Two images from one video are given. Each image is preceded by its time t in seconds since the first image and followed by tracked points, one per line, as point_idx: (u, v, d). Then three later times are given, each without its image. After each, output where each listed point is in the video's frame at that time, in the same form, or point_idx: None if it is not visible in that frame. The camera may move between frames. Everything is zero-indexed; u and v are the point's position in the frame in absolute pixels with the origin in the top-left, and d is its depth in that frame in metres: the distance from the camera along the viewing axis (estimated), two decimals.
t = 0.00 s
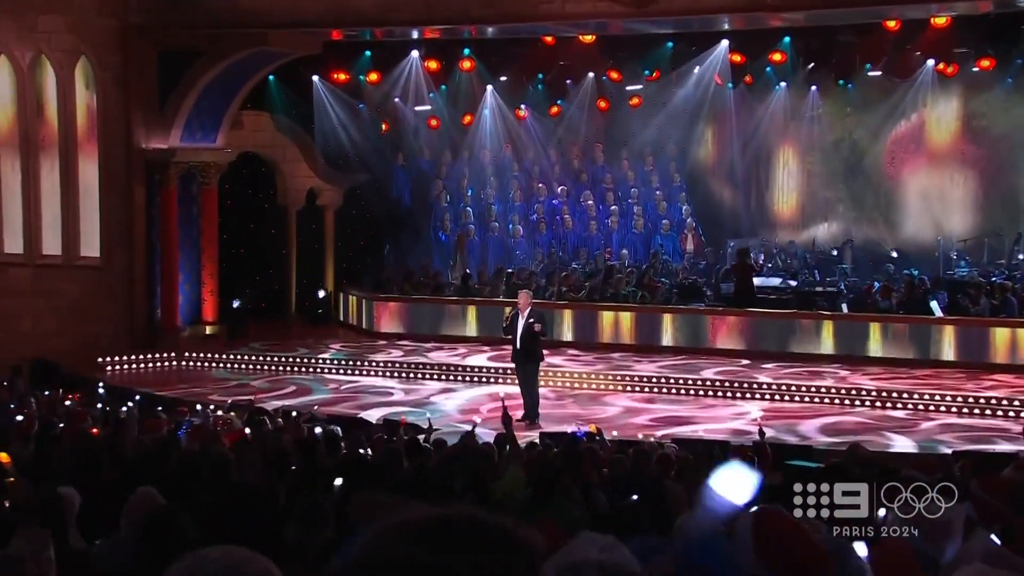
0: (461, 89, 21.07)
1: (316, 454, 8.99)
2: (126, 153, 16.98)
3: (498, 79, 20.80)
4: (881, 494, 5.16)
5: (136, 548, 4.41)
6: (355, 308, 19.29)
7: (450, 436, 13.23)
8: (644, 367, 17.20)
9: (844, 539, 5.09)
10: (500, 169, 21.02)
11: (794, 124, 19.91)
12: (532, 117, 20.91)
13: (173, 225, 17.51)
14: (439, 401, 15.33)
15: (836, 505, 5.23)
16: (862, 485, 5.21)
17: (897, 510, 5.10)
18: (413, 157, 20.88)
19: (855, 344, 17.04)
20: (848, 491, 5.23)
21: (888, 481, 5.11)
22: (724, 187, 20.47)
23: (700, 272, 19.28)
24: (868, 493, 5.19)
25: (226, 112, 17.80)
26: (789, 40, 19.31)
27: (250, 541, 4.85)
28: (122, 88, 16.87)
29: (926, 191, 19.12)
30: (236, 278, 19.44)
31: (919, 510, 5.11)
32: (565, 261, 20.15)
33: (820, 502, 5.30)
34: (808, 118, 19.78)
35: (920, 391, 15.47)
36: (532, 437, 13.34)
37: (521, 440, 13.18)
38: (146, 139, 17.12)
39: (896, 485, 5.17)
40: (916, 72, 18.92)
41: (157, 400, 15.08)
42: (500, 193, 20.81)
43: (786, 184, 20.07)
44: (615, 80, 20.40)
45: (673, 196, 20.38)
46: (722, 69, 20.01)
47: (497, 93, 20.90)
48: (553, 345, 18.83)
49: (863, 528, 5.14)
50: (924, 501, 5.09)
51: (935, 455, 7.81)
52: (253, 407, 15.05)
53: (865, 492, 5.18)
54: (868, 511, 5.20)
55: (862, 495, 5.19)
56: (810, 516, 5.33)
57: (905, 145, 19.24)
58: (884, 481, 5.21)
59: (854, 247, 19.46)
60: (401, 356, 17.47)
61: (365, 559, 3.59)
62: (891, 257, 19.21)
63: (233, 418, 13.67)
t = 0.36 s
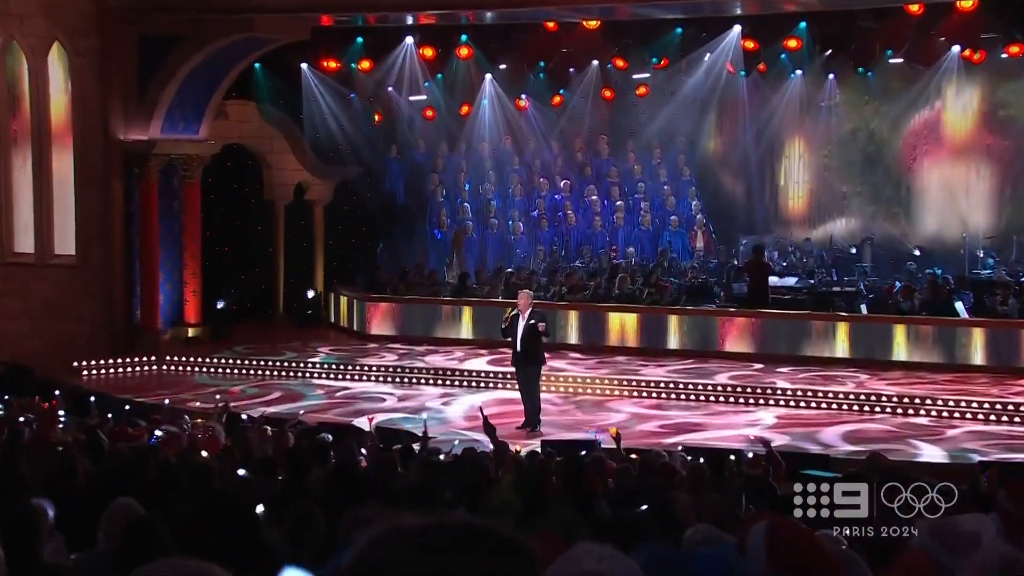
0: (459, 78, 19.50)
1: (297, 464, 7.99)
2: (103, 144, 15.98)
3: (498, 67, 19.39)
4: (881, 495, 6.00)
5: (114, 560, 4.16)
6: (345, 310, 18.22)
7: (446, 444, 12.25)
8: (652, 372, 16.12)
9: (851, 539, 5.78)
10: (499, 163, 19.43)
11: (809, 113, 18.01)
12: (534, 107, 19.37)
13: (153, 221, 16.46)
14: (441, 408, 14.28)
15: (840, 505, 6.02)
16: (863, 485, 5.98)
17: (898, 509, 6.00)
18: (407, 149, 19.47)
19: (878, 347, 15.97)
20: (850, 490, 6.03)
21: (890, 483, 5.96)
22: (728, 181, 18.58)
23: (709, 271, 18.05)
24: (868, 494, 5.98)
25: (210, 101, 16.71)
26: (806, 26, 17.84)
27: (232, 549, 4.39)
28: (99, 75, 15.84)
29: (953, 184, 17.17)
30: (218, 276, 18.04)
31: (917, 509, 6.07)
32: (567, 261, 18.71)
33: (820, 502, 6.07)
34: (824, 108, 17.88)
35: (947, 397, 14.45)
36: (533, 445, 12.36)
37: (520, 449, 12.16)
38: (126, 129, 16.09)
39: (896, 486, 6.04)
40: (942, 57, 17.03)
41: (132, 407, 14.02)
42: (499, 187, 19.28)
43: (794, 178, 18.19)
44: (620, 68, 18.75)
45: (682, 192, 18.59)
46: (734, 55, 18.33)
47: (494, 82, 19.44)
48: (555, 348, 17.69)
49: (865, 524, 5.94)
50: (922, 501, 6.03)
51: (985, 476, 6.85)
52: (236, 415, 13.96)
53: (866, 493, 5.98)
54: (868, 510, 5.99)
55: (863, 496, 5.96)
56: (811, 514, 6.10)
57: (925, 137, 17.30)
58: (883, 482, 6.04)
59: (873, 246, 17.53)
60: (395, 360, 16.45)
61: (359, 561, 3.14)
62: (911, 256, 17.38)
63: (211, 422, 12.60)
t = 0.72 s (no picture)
0: (457, 64, 18.64)
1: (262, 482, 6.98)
2: (78, 133, 14.99)
3: (498, 53, 18.43)
4: (880, 495, 5.92)
5: None
6: (335, 310, 17.24)
7: (442, 453, 11.28)
8: (661, 377, 15.10)
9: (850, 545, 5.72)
10: (500, 155, 18.44)
11: (828, 101, 16.97)
12: (536, 95, 18.43)
13: (132, 216, 15.45)
14: (444, 414, 13.28)
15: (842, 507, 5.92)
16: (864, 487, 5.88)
17: (898, 509, 5.89)
18: (401, 140, 18.51)
19: (904, 350, 14.97)
20: (850, 491, 5.93)
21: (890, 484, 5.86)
22: (740, 174, 17.60)
23: (722, 270, 16.93)
24: (868, 494, 5.91)
25: (192, 90, 15.77)
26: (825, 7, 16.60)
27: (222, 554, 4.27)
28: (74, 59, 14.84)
29: (982, 176, 16.13)
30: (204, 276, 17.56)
31: (917, 509, 5.93)
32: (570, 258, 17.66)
33: (820, 502, 5.95)
34: (844, 95, 16.85)
35: (977, 403, 13.47)
36: (536, 455, 11.35)
37: (521, 460, 11.15)
38: (102, 119, 15.23)
39: (896, 485, 5.93)
40: (971, 41, 15.99)
41: (104, 412, 13.01)
42: (499, 179, 18.32)
43: (810, 170, 17.20)
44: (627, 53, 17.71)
45: (694, 185, 17.57)
46: (748, 41, 17.25)
47: (494, 69, 18.52)
48: (557, 350, 16.68)
49: (865, 525, 5.90)
50: (922, 501, 5.90)
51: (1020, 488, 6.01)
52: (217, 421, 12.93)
53: (866, 493, 5.91)
54: (867, 510, 5.93)
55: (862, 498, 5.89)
56: (810, 514, 5.98)
57: (951, 126, 16.28)
58: (883, 481, 5.95)
59: (897, 242, 16.48)
60: (389, 364, 15.47)
61: None
62: (938, 253, 16.30)
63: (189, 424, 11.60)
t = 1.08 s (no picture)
0: (460, 48, 17.73)
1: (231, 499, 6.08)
2: (57, 122, 14.07)
3: (502, 36, 17.49)
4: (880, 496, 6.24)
5: None
6: (330, 309, 16.37)
7: (444, 462, 10.38)
8: (677, 380, 14.16)
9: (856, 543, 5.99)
10: (504, 145, 17.60)
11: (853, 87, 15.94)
12: (542, 81, 17.49)
13: (113, 209, 14.52)
14: (449, 420, 12.36)
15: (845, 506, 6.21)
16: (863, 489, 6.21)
17: (898, 509, 6.20)
18: (400, 129, 17.66)
19: (935, 351, 14.03)
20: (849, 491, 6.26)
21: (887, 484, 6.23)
22: (756, 164, 16.63)
23: (740, 266, 15.98)
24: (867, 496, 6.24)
25: (178, 77, 14.89)
26: None
27: None
28: (52, 43, 13.93)
29: (1017, 166, 14.98)
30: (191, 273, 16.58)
31: (918, 509, 6.15)
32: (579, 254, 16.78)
33: (821, 502, 6.21)
34: (871, 80, 15.79)
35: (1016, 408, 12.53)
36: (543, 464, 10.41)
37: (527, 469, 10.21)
38: (82, 107, 14.25)
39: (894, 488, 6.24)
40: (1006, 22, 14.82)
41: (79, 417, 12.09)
42: (504, 171, 17.39)
43: (829, 160, 16.25)
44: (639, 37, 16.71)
45: (710, 176, 16.57)
46: (769, 23, 16.23)
47: (498, 52, 17.63)
48: (565, 352, 15.77)
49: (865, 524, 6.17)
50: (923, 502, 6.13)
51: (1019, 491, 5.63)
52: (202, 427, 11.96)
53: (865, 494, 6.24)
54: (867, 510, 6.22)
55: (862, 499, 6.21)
56: (811, 514, 6.21)
57: (984, 112, 15.14)
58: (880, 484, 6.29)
59: (927, 237, 15.42)
60: (389, 367, 14.55)
61: None
62: (970, 249, 15.23)
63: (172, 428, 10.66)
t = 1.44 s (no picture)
0: (460, 33, 16.77)
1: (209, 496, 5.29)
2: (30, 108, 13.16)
3: (505, 19, 16.55)
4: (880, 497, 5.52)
5: None
6: (323, 307, 15.50)
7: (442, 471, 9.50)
8: (693, 384, 13.26)
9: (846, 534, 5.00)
10: (507, 134, 16.76)
11: (877, 71, 14.95)
12: (548, 67, 16.56)
13: (92, 203, 13.65)
14: (448, 426, 11.47)
15: (840, 499, 5.46)
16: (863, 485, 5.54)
17: (899, 510, 5.40)
18: (397, 117, 16.79)
19: (966, 353, 13.10)
20: (850, 491, 5.56)
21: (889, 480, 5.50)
22: (772, 155, 15.64)
23: (758, 262, 15.09)
24: (869, 494, 5.52)
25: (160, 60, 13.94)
26: None
27: None
28: (25, 24, 13.02)
29: None
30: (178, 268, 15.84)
31: (919, 510, 5.40)
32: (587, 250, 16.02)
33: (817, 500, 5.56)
34: (897, 63, 14.82)
35: None
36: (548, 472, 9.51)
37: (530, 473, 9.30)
38: (57, 93, 13.41)
39: (897, 487, 5.54)
40: None
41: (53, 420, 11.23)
42: (507, 163, 16.63)
43: (851, 150, 15.26)
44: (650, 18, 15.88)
45: (725, 167, 15.71)
46: (788, 4, 15.33)
47: (500, 35, 16.73)
48: (571, 353, 14.88)
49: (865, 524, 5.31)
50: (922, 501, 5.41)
51: None
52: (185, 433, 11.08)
53: (866, 491, 5.53)
54: (868, 511, 5.43)
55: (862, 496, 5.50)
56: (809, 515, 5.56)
57: (1019, 99, 14.02)
58: (883, 482, 5.58)
59: (957, 232, 14.36)
60: (384, 369, 13.66)
61: None
62: (1003, 244, 14.17)
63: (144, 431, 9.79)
